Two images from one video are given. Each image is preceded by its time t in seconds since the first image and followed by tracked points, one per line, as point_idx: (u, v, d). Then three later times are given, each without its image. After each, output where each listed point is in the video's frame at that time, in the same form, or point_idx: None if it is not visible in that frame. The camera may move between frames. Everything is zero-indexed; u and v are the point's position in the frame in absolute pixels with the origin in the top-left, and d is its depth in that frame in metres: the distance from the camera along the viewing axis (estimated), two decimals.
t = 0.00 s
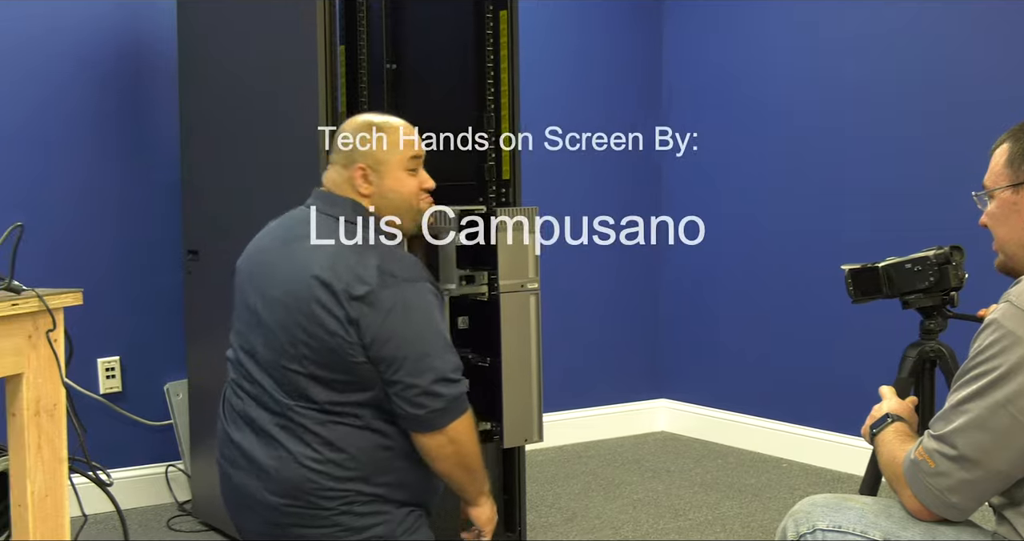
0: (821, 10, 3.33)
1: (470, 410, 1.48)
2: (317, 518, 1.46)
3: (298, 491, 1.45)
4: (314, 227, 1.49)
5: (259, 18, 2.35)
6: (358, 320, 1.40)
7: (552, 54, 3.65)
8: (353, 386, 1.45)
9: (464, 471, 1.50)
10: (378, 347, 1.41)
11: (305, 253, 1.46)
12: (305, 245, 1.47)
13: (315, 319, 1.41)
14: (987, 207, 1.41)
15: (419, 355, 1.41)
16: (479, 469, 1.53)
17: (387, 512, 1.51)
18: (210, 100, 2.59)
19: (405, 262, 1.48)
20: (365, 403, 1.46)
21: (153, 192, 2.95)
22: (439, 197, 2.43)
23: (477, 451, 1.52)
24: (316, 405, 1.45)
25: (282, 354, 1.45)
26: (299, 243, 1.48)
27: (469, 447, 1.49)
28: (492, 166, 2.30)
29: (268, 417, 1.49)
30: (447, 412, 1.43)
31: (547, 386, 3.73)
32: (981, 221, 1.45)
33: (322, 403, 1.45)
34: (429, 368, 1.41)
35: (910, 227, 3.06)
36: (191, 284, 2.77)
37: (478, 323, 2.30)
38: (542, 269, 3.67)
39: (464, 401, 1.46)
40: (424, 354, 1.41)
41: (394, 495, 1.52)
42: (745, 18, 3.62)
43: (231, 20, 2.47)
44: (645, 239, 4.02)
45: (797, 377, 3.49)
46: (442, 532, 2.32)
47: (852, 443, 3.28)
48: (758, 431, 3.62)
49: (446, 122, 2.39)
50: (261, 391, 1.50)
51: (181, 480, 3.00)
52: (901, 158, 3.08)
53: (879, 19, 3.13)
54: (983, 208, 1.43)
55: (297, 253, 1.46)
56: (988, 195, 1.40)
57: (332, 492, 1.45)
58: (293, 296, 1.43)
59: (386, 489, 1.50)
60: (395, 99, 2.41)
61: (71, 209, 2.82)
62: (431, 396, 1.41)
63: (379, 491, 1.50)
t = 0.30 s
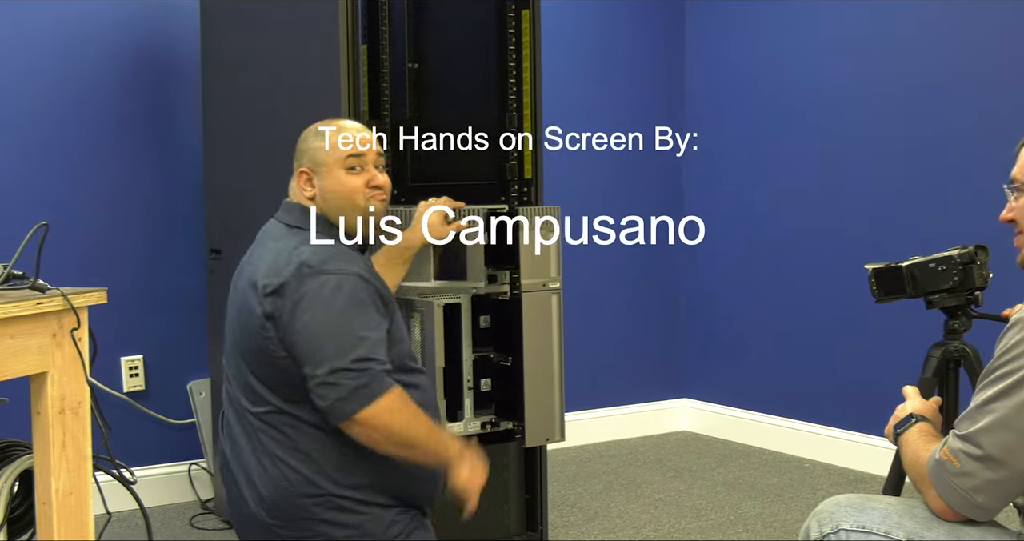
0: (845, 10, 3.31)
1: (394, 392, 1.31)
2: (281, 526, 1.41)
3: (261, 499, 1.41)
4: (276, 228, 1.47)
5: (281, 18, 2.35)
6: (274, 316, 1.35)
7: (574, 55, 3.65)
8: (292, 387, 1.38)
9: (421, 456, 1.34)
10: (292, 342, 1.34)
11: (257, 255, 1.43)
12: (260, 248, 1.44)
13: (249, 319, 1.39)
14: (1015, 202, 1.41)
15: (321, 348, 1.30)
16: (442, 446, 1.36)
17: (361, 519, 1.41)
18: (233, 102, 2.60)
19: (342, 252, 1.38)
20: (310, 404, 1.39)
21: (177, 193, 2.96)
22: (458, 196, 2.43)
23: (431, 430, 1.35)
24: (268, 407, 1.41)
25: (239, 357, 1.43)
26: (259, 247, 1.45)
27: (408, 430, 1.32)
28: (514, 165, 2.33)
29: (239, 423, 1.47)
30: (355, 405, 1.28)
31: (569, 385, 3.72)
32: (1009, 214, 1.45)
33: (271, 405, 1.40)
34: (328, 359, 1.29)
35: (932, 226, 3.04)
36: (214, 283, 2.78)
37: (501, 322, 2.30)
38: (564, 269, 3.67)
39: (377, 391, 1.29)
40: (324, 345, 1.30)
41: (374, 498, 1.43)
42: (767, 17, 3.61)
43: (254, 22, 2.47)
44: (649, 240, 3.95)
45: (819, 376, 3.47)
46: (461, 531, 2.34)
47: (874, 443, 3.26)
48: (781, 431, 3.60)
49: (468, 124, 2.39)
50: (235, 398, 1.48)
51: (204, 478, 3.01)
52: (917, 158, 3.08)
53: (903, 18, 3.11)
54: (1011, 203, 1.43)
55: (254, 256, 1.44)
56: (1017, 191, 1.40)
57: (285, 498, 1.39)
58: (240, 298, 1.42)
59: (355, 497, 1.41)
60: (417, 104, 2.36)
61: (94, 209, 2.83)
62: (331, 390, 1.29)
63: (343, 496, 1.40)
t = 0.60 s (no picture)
0: (863, 9, 3.29)
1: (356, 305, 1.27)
2: (291, 526, 1.41)
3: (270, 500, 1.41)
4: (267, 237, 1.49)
5: (300, 19, 2.36)
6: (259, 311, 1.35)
7: (592, 56, 3.65)
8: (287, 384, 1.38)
9: (417, 302, 1.28)
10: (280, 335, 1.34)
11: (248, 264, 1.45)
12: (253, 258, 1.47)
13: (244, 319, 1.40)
14: None
15: (297, 326, 1.28)
16: (420, 276, 1.27)
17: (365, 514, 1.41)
18: (251, 103, 2.60)
19: (321, 249, 1.39)
20: (305, 400, 1.39)
21: (196, 193, 2.97)
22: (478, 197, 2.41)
23: (398, 278, 1.27)
24: (268, 408, 1.41)
25: (239, 362, 1.44)
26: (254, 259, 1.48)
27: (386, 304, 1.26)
28: (531, 165, 2.33)
29: (247, 428, 1.47)
30: (341, 362, 1.26)
31: (586, 385, 3.72)
32: None
33: (271, 406, 1.41)
34: (302, 336, 1.28)
35: (951, 226, 3.03)
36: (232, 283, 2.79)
37: (518, 322, 2.30)
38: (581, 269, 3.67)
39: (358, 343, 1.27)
40: (300, 322, 1.28)
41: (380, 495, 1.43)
42: (785, 17, 3.60)
43: (272, 22, 2.48)
44: (649, 239, 3.88)
45: (837, 377, 3.46)
46: (478, 530, 2.34)
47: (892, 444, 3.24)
48: (799, 431, 3.59)
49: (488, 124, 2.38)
50: (240, 404, 1.48)
51: (222, 477, 3.02)
52: (935, 157, 3.07)
53: (923, 18, 3.09)
54: None
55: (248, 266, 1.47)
56: None
57: (289, 497, 1.39)
58: (234, 305, 1.44)
59: (360, 491, 1.41)
60: (434, 103, 2.38)
61: (113, 209, 2.84)
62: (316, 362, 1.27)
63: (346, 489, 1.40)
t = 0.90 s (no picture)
0: (883, 9, 3.28)
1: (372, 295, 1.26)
2: (312, 525, 1.41)
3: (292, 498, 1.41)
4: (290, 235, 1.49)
5: (319, 20, 2.36)
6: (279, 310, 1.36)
7: (611, 56, 3.64)
8: (308, 383, 1.39)
9: (432, 296, 1.28)
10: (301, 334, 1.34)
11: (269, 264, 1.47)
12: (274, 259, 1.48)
13: (266, 317, 1.41)
14: None
15: (314, 323, 1.29)
16: (436, 270, 1.27)
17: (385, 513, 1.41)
18: (270, 104, 2.61)
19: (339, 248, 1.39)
20: (325, 399, 1.39)
21: (215, 194, 2.98)
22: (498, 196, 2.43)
23: (415, 273, 1.27)
24: (290, 407, 1.42)
25: (260, 360, 1.45)
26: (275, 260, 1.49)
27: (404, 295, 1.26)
28: (550, 165, 2.34)
29: (269, 427, 1.48)
30: (356, 355, 1.25)
31: (605, 385, 3.72)
32: None
33: (292, 404, 1.41)
34: (319, 331, 1.28)
35: (970, 227, 3.01)
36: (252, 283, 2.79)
37: (537, 322, 2.30)
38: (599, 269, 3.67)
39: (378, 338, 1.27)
40: (317, 318, 1.29)
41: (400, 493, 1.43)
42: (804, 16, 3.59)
43: (292, 23, 2.49)
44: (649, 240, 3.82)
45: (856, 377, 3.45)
46: (497, 530, 2.34)
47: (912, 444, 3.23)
48: (817, 432, 3.58)
49: (507, 124, 2.39)
50: (263, 403, 1.49)
51: (241, 477, 3.03)
52: (955, 157, 3.05)
53: (943, 18, 3.08)
54: None
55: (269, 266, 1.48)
56: None
57: (308, 495, 1.40)
58: (256, 306, 1.45)
59: (380, 489, 1.41)
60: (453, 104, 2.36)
61: (133, 209, 2.86)
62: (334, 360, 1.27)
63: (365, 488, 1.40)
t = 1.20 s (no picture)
0: (904, 9, 3.26)
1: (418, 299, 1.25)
2: (333, 523, 1.42)
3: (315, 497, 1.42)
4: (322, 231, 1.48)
5: (339, 21, 2.37)
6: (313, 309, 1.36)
7: (631, 56, 3.64)
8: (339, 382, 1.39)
9: (473, 311, 1.25)
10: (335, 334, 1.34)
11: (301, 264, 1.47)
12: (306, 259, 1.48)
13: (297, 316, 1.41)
14: None
15: (350, 324, 1.29)
16: (480, 286, 1.25)
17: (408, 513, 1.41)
18: (291, 104, 2.62)
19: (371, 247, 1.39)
20: (354, 399, 1.39)
21: (236, 194, 2.99)
22: (518, 197, 2.43)
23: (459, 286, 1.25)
24: (318, 405, 1.42)
25: (289, 357, 1.45)
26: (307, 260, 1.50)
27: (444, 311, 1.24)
28: (570, 165, 2.34)
29: (295, 423, 1.49)
30: (386, 360, 1.25)
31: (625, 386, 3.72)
32: None
33: (320, 403, 1.42)
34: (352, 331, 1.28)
35: (993, 227, 3.00)
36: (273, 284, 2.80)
37: (557, 322, 2.30)
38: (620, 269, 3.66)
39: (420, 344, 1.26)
40: (352, 320, 1.29)
41: (423, 494, 1.43)
42: (824, 16, 3.58)
43: (312, 24, 2.49)
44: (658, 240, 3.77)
45: (877, 378, 3.43)
46: (517, 530, 2.34)
47: (933, 446, 3.21)
48: (838, 433, 3.57)
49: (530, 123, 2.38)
50: (290, 399, 1.50)
51: (262, 476, 3.04)
52: (976, 158, 3.04)
53: (966, 18, 3.06)
54: None
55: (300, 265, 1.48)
56: None
57: (332, 494, 1.40)
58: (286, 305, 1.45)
59: (405, 489, 1.41)
60: (473, 104, 2.38)
61: (155, 210, 2.87)
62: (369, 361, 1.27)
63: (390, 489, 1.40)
